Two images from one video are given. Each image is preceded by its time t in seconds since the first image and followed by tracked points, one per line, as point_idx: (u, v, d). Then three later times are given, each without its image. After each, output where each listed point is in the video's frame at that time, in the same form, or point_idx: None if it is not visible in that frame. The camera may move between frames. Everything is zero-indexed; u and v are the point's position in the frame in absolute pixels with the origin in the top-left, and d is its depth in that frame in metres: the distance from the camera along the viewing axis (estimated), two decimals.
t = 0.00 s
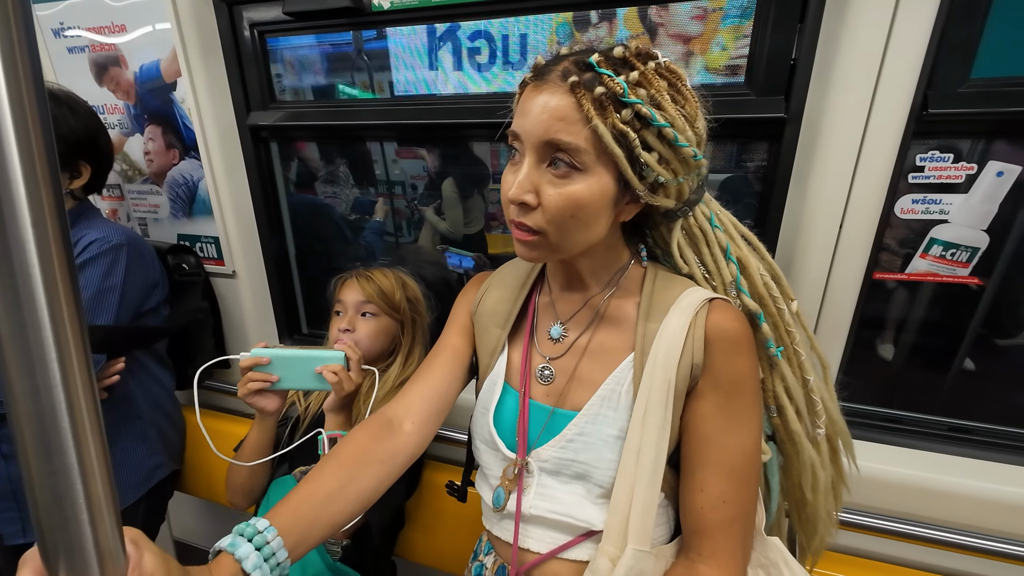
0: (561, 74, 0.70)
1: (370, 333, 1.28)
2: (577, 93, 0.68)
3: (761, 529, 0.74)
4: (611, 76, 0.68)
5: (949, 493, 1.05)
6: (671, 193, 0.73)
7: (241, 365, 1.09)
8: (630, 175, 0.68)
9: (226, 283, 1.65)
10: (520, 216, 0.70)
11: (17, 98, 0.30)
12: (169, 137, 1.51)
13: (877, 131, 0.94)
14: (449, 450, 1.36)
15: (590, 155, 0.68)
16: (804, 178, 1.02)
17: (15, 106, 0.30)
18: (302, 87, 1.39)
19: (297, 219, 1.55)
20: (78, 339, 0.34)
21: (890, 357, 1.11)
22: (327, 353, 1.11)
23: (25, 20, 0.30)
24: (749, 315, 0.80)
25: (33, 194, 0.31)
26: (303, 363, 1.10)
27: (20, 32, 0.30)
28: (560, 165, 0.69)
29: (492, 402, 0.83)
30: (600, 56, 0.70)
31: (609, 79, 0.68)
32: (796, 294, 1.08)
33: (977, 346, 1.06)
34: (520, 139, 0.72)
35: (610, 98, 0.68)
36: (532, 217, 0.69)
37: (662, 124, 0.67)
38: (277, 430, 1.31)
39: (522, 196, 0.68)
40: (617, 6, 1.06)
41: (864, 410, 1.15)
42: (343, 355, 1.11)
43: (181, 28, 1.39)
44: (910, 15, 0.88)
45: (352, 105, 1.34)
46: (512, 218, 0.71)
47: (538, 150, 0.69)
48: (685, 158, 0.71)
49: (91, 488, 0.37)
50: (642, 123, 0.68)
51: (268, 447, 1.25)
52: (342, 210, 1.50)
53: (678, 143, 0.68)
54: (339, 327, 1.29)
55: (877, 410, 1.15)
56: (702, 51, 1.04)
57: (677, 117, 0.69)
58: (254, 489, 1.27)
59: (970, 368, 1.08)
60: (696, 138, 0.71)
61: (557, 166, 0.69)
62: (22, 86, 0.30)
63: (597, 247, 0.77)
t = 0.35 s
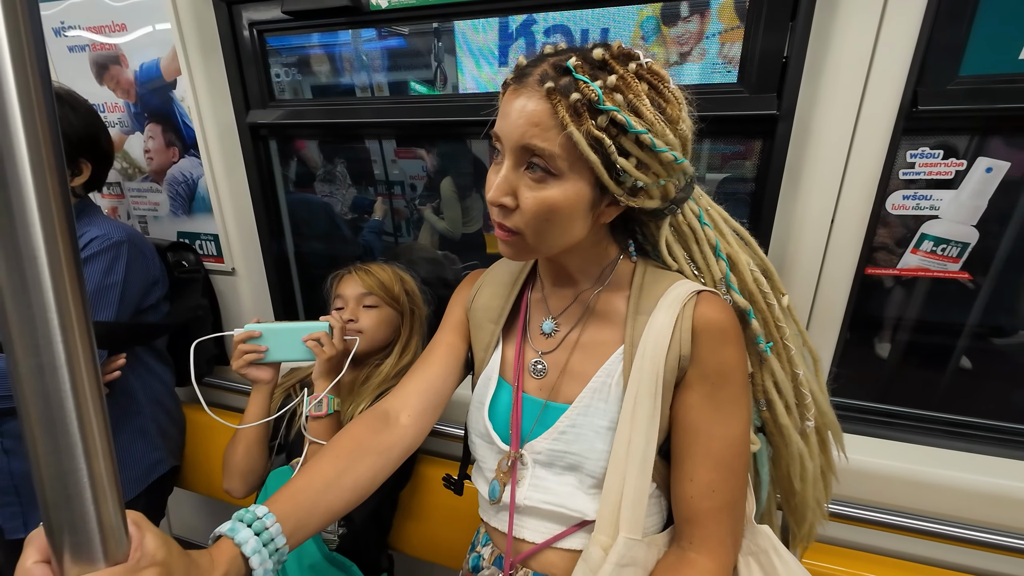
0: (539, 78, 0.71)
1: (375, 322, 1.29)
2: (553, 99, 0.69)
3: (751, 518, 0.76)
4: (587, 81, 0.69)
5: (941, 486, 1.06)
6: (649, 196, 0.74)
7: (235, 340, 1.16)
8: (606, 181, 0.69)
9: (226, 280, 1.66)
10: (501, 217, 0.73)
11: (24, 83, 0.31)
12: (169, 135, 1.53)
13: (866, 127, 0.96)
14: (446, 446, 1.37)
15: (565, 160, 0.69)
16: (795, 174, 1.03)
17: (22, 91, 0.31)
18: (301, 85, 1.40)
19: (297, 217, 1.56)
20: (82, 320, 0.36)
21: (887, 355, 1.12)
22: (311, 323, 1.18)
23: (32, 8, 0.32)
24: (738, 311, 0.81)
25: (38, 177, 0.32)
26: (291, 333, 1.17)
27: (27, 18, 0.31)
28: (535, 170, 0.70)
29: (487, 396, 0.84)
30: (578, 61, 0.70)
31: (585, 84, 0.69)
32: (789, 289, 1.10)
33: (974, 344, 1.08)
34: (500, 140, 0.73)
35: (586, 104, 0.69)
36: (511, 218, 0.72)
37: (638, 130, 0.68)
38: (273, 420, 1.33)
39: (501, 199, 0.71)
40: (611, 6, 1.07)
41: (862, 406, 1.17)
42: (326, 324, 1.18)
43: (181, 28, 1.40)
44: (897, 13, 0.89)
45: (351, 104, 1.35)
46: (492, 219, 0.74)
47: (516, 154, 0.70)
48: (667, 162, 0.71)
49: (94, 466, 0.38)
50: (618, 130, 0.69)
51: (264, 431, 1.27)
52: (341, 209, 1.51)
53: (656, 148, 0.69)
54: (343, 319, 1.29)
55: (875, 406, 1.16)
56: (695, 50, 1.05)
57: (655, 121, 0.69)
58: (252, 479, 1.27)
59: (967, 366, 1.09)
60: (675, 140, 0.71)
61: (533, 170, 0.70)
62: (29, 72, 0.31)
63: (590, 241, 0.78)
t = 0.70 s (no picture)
0: (551, 77, 0.71)
1: (366, 320, 1.28)
2: (564, 100, 0.68)
3: (755, 521, 0.75)
4: (599, 82, 0.69)
5: (944, 487, 1.06)
6: (658, 198, 0.74)
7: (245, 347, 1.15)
8: (617, 182, 0.69)
9: (226, 282, 1.66)
10: (510, 219, 0.72)
11: (29, 85, 0.31)
12: (169, 137, 1.52)
13: (869, 129, 0.96)
14: (447, 448, 1.37)
15: (575, 161, 0.69)
16: (798, 176, 1.03)
17: (28, 93, 0.31)
18: (302, 86, 1.40)
19: (297, 218, 1.56)
20: (85, 323, 0.35)
21: (888, 357, 1.12)
22: (325, 333, 1.17)
23: (38, 10, 0.31)
24: (742, 314, 0.80)
25: (43, 180, 0.32)
26: (305, 343, 1.16)
27: (32, 20, 0.31)
28: (547, 171, 0.70)
29: (490, 399, 0.83)
30: (590, 62, 0.70)
31: (597, 85, 0.68)
32: (790, 291, 1.10)
33: (975, 346, 1.08)
34: (509, 140, 0.73)
35: (597, 105, 0.69)
36: (522, 220, 0.71)
37: (650, 131, 0.68)
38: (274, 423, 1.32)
39: (511, 200, 0.70)
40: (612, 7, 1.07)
41: (864, 408, 1.16)
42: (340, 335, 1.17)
43: (183, 29, 1.40)
44: (899, 15, 0.89)
45: (351, 105, 1.35)
46: (502, 221, 0.74)
47: (526, 156, 0.70)
48: (676, 164, 0.71)
49: (97, 469, 0.38)
50: (630, 130, 0.69)
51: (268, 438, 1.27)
52: (341, 211, 1.51)
53: (668, 150, 0.69)
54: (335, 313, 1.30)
55: (876, 407, 1.16)
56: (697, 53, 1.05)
57: (667, 122, 0.69)
58: (252, 481, 1.27)
59: (968, 368, 1.09)
60: (687, 142, 0.72)
61: (543, 172, 0.70)
62: (34, 74, 0.31)
63: (594, 243, 0.78)
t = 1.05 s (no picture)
0: (552, 79, 0.71)
1: (380, 323, 1.29)
2: (566, 102, 0.69)
3: (757, 521, 0.76)
4: (600, 84, 0.69)
5: (945, 488, 1.06)
6: (660, 199, 0.74)
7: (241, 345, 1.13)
8: (619, 184, 0.69)
9: (227, 283, 1.66)
10: (511, 220, 0.73)
11: (35, 84, 0.31)
12: (170, 138, 1.53)
13: (869, 129, 0.96)
14: (448, 449, 1.37)
15: (577, 163, 0.69)
16: (798, 177, 1.03)
17: (34, 93, 0.31)
18: (302, 87, 1.40)
19: (298, 220, 1.56)
20: (90, 321, 0.35)
21: (888, 358, 1.12)
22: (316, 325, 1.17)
23: (45, 9, 0.31)
24: (744, 314, 0.80)
25: (50, 180, 0.32)
26: (299, 337, 1.16)
27: (38, 20, 0.31)
28: (549, 172, 0.70)
29: (492, 399, 0.83)
30: (592, 64, 0.70)
31: (599, 87, 0.68)
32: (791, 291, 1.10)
33: (975, 346, 1.08)
34: (511, 142, 0.73)
35: (599, 107, 0.69)
36: (523, 221, 0.71)
37: (652, 133, 0.68)
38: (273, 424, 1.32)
39: (513, 202, 0.70)
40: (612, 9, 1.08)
41: (864, 408, 1.16)
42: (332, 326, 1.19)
43: (184, 31, 1.40)
44: (900, 16, 0.90)
45: (352, 107, 1.35)
46: (503, 223, 0.74)
47: (528, 158, 0.70)
48: (678, 165, 0.71)
49: (101, 469, 0.38)
50: (631, 132, 0.69)
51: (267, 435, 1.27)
52: (342, 212, 1.51)
53: (669, 151, 0.69)
54: (349, 313, 1.28)
55: (877, 408, 1.16)
56: (698, 54, 1.06)
57: (668, 124, 0.69)
58: (252, 483, 1.27)
59: (967, 368, 1.10)
60: (687, 143, 0.72)
61: (546, 173, 0.70)
62: (40, 75, 0.31)
63: (595, 244, 0.78)
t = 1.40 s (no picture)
0: (546, 81, 0.71)
1: (363, 320, 1.28)
2: (559, 103, 0.69)
3: (755, 520, 0.76)
4: (593, 86, 0.69)
5: (941, 487, 1.06)
6: (654, 199, 0.74)
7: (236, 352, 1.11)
8: (612, 184, 0.70)
9: (226, 284, 1.66)
10: (507, 221, 0.73)
11: (35, 83, 0.31)
12: (170, 139, 1.53)
13: (865, 130, 0.97)
14: (447, 449, 1.37)
15: (570, 163, 0.69)
16: (795, 178, 1.04)
17: (33, 92, 0.31)
18: (302, 90, 1.41)
19: (297, 221, 1.57)
20: (89, 319, 0.35)
21: (886, 359, 1.13)
22: (315, 326, 1.17)
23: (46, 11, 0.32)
24: (739, 314, 0.81)
25: (48, 177, 0.32)
26: (296, 338, 1.16)
27: (38, 19, 0.31)
28: (542, 173, 0.70)
29: (489, 398, 0.84)
30: (585, 66, 0.71)
31: (591, 88, 0.69)
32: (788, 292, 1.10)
33: (970, 347, 1.09)
34: (506, 143, 0.73)
35: (591, 107, 0.69)
36: (518, 222, 0.72)
37: (644, 134, 0.68)
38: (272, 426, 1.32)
39: (507, 202, 0.71)
40: (609, 12, 1.09)
41: (861, 408, 1.17)
42: (330, 326, 1.19)
43: (184, 32, 1.41)
44: (895, 19, 0.90)
45: (351, 108, 1.36)
46: (499, 224, 0.74)
47: (522, 158, 0.71)
48: (672, 166, 0.72)
49: (99, 465, 0.38)
50: (624, 133, 0.69)
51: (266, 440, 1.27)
52: (341, 213, 1.52)
53: (662, 152, 0.70)
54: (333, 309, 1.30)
55: (873, 408, 1.17)
56: (695, 57, 1.07)
57: (660, 125, 0.70)
58: (252, 484, 1.27)
59: (963, 369, 1.10)
60: (681, 143, 0.72)
61: (539, 174, 0.71)
62: (40, 74, 0.31)
63: (592, 243, 0.79)
